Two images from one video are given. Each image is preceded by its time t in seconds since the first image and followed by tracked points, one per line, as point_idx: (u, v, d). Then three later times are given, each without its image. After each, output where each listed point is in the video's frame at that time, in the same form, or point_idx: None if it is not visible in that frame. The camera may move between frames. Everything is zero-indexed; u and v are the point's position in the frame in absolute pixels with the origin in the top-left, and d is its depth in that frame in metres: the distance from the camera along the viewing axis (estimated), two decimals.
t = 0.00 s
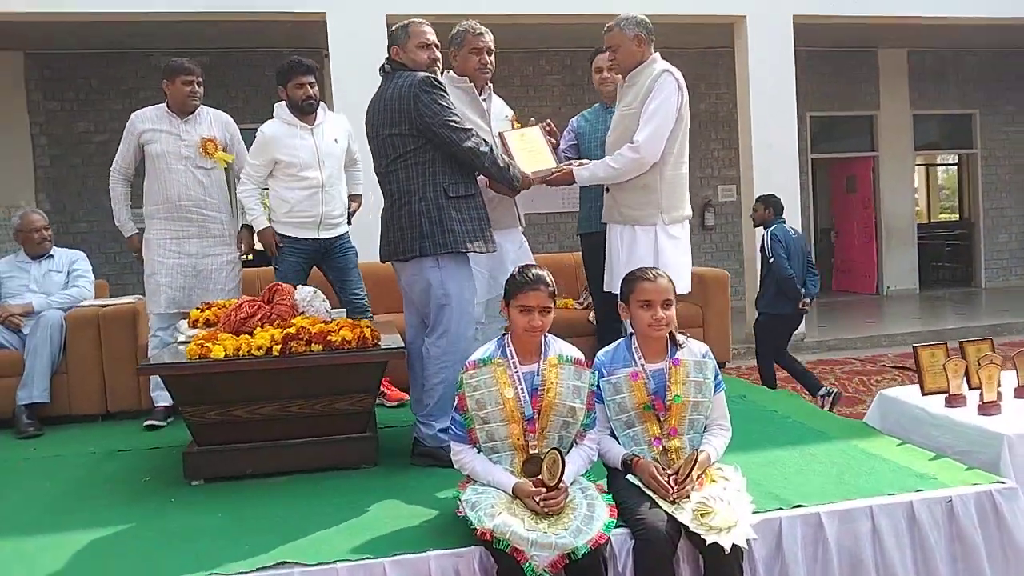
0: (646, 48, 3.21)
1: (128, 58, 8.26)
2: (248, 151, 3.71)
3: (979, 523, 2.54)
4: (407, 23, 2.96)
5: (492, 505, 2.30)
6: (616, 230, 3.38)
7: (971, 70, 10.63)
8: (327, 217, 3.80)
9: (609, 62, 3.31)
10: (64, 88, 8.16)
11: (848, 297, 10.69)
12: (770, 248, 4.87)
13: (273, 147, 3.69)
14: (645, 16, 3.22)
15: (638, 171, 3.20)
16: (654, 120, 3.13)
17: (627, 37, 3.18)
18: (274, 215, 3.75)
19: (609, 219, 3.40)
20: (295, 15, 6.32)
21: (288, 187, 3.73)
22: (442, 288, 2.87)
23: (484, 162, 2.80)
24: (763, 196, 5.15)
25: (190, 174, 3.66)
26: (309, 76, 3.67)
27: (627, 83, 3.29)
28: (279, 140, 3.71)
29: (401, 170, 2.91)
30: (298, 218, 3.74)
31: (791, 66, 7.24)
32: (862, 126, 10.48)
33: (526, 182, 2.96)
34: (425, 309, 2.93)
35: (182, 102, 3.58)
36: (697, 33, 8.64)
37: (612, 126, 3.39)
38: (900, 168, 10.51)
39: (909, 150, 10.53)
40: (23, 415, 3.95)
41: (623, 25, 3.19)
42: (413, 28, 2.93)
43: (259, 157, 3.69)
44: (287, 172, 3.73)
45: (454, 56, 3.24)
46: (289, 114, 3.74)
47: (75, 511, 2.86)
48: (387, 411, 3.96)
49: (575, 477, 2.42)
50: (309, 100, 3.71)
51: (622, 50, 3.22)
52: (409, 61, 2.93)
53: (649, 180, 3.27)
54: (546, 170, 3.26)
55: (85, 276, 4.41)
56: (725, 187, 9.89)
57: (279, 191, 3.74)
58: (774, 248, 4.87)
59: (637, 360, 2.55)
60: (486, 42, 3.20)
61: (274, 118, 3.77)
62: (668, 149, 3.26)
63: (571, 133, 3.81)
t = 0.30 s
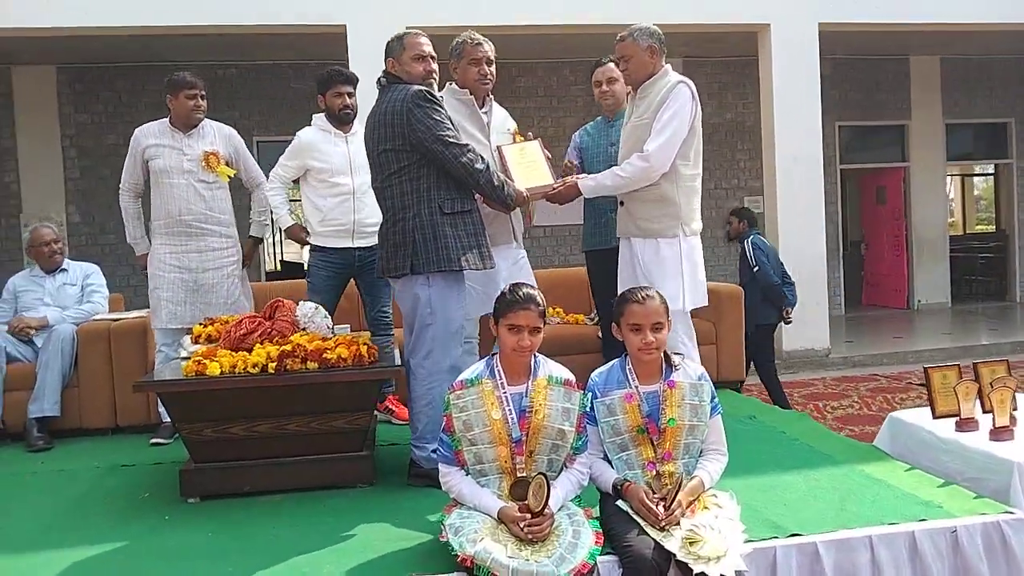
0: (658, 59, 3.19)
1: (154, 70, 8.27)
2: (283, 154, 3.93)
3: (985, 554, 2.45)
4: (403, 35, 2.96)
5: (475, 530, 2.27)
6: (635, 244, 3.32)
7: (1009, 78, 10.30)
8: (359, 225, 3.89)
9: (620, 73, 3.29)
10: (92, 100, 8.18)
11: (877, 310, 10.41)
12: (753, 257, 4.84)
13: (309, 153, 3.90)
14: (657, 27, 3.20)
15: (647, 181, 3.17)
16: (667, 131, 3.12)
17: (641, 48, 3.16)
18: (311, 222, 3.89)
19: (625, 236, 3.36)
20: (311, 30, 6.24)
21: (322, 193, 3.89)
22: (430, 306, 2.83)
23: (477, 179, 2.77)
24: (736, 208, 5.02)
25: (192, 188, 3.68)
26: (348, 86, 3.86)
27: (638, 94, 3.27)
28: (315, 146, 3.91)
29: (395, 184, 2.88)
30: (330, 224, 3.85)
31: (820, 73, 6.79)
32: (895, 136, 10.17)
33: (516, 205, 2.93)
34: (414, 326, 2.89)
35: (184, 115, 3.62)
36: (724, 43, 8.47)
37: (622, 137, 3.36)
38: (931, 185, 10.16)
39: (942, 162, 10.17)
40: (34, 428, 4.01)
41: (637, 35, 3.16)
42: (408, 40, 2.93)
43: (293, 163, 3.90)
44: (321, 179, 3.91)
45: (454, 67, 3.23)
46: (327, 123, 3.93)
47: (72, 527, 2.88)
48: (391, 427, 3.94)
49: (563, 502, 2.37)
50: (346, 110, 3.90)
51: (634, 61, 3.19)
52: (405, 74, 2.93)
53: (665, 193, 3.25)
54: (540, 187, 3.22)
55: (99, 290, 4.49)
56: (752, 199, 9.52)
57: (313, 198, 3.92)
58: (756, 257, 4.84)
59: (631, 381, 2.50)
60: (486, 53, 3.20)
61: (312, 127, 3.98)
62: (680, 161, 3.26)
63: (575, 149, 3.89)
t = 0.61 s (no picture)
0: (664, 64, 3.19)
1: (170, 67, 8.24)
2: (300, 156, 4.13)
3: None
4: (391, 37, 3.03)
5: (444, 542, 2.25)
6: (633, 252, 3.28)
7: None
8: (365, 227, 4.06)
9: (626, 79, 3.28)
10: (110, 97, 8.13)
11: (893, 327, 10.15)
12: (726, 264, 5.83)
13: (322, 154, 4.09)
14: (664, 33, 3.20)
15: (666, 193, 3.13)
16: (677, 139, 3.09)
17: (648, 52, 3.15)
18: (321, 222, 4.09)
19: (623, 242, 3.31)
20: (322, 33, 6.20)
21: (334, 195, 4.09)
22: (413, 311, 2.90)
23: (463, 185, 2.87)
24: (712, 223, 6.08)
25: (179, 187, 3.78)
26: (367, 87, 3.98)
27: (645, 100, 3.25)
28: (329, 147, 4.08)
29: (382, 188, 2.98)
30: (338, 225, 4.03)
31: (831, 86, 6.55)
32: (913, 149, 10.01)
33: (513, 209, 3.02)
34: (398, 329, 2.96)
35: (169, 112, 3.69)
36: (741, 53, 8.38)
37: (627, 144, 3.33)
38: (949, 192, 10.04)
39: (961, 176, 10.03)
40: (30, 422, 4.03)
41: (644, 38, 3.16)
42: (396, 42, 3.00)
43: (308, 163, 4.10)
44: (335, 181, 4.10)
45: (455, 70, 3.20)
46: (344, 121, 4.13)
47: (53, 523, 2.88)
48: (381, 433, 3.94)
49: (536, 515, 2.35)
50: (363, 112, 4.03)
51: (640, 65, 3.18)
52: (392, 76, 3.00)
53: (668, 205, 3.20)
54: (533, 198, 3.14)
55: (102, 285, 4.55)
56: (766, 209, 9.34)
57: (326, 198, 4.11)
58: (728, 265, 5.84)
59: (608, 395, 2.49)
60: (487, 57, 3.16)
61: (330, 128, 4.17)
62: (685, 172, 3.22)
63: (570, 159, 4.11)
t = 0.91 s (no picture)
0: (717, 97, 3.20)
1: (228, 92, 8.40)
2: (345, 185, 4.21)
3: None
4: (429, 69, 3.10)
5: (454, 566, 2.23)
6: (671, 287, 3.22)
7: None
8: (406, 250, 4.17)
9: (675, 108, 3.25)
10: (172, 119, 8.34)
11: (947, 369, 9.71)
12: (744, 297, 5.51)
13: (365, 180, 4.18)
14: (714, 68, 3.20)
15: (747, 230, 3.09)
16: (742, 173, 3.06)
17: (706, 82, 3.14)
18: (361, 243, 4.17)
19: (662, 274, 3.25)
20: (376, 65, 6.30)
21: (375, 219, 4.17)
22: (437, 335, 2.99)
23: (491, 214, 2.91)
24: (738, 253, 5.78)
25: (217, 210, 3.95)
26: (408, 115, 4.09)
27: (694, 131, 3.23)
28: (372, 173, 4.19)
29: (413, 216, 3.06)
30: (380, 247, 4.13)
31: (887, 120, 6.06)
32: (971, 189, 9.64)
33: (543, 241, 3.03)
34: (421, 353, 3.04)
35: (208, 135, 3.89)
36: (796, 88, 8.26)
37: (670, 174, 3.27)
38: (1010, 240, 9.57)
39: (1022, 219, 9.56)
40: (72, 430, 4.17)
41: (701, 70, 3.15)
42: (434, 75, 3.08)
43: (354, 189, 4.20)
44: (377, 206, 4.18)
45: (509, 103, 3.24)
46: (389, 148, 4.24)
47: (81, 529, 2.96)
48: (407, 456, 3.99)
49: (549, 545, 2.34)
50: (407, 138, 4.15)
51: (697, 95, 3.16)
52: (427, 107, 3.08)
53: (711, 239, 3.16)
54: (566, 230, 3.13)
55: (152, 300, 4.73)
56: (818, 245, 9.17)
57: (369, 223, 4.19)
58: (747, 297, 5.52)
59: (628, 424, 2.47)
60: (539, 89, 3.20)
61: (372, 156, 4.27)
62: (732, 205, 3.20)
63: (606, 191, 4.13)
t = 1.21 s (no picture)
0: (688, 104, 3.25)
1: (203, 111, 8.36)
2: (311, 201, 4.21)
3: None
4: (405, 84, 3.09)
5: None
6: (646, 290, 3.22)
7: None
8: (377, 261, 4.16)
9: (647, 113, 3.26)
10: (147, 138, 8.28)
11: (927, 364, 9.77)
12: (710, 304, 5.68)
13: (331, 195, 4.17)
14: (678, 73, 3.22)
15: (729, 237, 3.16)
16: (721, 178, 3.10)
17: (681, 89, 3.19)
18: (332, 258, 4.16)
19: (637, 279, 3.25)
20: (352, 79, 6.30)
21: (344, 233, 4.16)
22: (412, 348, 2.99)
23: (464, 227, 2.93)
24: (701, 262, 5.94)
25: (190, 229, 3.95)
26: (370, 130, 4.12)
27: (666, 137, 3.25)
28: (338, 189, 4.18)
29: (387, 230, 3.07)
30: (351, 261, 4.12)
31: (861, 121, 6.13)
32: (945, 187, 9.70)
33: (521, 252, 3.06)
34: (398, 366, 3.04)
35: (180, 156, 3.90)
36: (769, 91, 8.32)
37: (644, 180, 3.27)
38: (986, 233, 9.64)
39: (997, 214, 9.64)
40: (49, 456, 4.14)
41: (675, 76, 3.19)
42: (409, 90, 3.07)
43: (322, 206, 4.18)
44: (344, 220, 4.17)
45: (490, 116, 3.25)
46: (354, 164, 4.24)
47: (60, 555, 2.94)
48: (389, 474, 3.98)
49: (530, 554, 2.33)
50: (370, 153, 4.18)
51: (673, 101, 3.19)
52: (404, 123, 3.08)
53: (688, 243, 3.18)
54: (541, 242, 3.12)
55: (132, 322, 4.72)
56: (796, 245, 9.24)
57: (337, 237, 4.17)
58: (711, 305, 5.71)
59: (607, 426, 2.50)
60: (520, 103, 3.20)
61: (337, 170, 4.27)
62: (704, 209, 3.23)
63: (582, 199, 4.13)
